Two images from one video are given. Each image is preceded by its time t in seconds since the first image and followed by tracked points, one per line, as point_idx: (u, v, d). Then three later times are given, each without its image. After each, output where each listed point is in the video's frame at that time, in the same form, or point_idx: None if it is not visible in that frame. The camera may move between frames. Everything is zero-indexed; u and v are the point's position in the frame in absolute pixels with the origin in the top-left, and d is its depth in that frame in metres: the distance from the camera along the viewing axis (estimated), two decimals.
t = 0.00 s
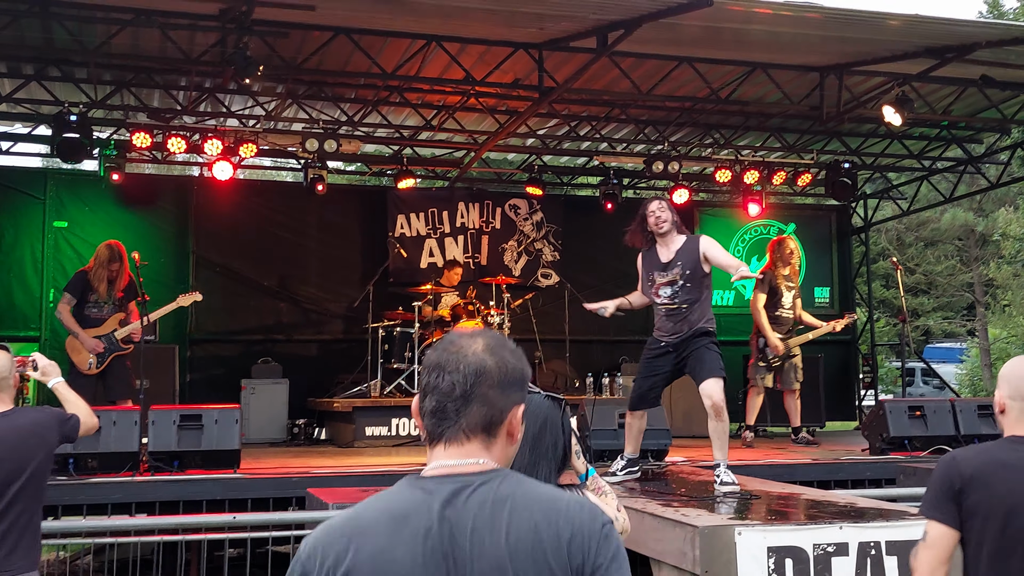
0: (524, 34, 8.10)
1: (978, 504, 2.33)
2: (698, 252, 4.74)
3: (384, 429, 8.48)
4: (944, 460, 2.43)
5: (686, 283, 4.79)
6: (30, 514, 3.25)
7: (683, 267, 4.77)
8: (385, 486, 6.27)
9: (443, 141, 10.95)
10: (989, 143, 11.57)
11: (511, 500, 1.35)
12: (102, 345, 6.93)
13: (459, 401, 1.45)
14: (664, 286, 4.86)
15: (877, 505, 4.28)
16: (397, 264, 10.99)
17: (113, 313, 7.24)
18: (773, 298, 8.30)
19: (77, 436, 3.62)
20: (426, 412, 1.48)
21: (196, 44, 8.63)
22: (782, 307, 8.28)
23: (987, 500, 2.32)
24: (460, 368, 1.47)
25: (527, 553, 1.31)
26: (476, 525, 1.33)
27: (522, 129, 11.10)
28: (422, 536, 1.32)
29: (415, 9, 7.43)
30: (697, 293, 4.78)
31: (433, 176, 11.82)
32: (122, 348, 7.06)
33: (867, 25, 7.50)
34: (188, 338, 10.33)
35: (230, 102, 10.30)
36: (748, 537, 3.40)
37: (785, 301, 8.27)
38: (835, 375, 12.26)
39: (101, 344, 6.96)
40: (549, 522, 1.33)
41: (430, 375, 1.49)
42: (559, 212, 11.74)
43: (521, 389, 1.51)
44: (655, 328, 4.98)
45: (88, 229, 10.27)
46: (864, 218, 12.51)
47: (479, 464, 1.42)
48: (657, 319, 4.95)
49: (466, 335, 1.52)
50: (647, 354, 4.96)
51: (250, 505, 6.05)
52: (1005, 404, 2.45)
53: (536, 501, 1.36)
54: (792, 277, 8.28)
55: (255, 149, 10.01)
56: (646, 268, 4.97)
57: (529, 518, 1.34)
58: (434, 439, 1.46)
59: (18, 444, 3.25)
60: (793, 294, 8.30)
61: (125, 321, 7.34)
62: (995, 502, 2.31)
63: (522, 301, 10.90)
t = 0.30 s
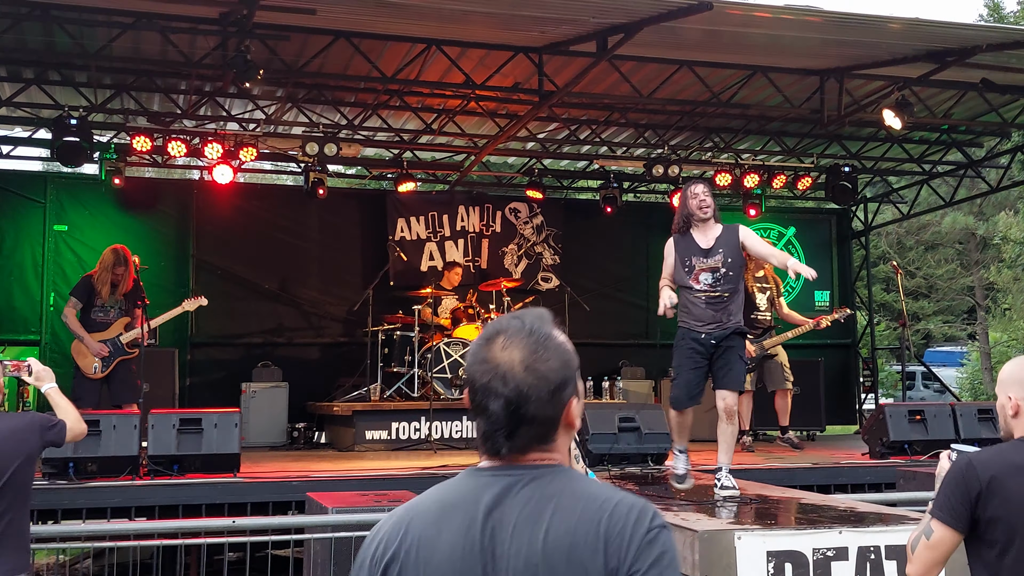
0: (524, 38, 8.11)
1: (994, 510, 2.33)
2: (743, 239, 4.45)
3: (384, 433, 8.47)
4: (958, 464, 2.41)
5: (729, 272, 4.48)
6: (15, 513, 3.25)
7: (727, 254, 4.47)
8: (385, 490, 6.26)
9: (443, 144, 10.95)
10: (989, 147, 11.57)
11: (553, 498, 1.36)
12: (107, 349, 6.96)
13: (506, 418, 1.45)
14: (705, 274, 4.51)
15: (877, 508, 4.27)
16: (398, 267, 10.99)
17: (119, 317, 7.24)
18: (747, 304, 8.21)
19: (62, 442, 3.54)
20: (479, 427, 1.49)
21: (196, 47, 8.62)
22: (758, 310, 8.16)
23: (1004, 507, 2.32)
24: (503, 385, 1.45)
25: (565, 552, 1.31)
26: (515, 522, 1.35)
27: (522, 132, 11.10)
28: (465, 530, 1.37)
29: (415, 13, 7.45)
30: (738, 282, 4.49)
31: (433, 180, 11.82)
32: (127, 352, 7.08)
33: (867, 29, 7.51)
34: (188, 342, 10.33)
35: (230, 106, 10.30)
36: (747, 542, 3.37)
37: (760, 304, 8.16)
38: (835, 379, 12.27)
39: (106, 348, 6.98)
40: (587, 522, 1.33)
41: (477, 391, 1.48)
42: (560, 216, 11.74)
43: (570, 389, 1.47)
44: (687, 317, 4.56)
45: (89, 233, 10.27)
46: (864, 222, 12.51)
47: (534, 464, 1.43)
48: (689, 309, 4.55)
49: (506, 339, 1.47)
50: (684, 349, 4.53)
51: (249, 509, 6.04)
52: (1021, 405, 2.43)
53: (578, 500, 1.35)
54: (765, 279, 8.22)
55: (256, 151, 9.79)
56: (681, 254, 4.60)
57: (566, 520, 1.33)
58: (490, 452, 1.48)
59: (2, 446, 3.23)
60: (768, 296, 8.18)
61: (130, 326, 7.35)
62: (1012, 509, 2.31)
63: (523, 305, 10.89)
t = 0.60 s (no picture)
0: (523, 42, 8.11)
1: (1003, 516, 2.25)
2: (763, 250, 4.51)
3: (382, 438, 8.46)
4: (966, 468, 2.31)
5: (750, 280, 4.44)
6: None
7: (749, 262, 4.45)
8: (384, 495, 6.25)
9: (442, 148, 10.95)
10: (987, 152, 11.57)
11: (674, 517, 1.25)
12: (116, 351, 6.96)
13: (629, 407, 1.39)
14: (731, 278, 4.39)
15: (875, 514, 4.27)
16: (396, 272, 11.00)
17: (129, 320, 7.24)
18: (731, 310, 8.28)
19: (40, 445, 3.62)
20: (595, 412, 1.41)
21: (195, 52, 8.64)
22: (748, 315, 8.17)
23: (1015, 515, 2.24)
24: (630, 369, 1.40)
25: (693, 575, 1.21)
26: (634, 541, 1.23)
27: (521, 137, 11.12)
28: (579, 546, 1.25)
29: (414, 18, 7.45)
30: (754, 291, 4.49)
31: (432, 184, 11.84)
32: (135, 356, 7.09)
33: (866, 34, 7.51)
34: (187, 346, 10.33)
35: (229, 111, 10.31)
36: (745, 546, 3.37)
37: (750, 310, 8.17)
38: (833, 383, 12.28)
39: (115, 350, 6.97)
40: (713, 545, 1.22)
41: (599, 375, 1.42)
42: (559, 221, 11.75)
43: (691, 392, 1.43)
44: (712, 324, 4.36)
45: (87, 237, 10.27)
46: (863, 226, 12.52)
47: (647, 475, 1.33)
48: (709, 316, 4.37)
49: (636, 336, 1.43)
50: (718, 360, 4.33)
51: (248, 514, 6.04)
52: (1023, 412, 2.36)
53: (703, 520, 1.25)
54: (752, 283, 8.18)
55: (254, 156, 9.91)
56: (705, 255, 4.40)
57: (693, 539, 1.23)
58: (603, 443, 1.39)
59: None
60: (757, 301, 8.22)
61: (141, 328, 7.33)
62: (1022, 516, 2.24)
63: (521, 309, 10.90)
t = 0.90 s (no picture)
0: (521, 47, 8.12)
1: (954, 511, 2.35)
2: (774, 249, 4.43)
3: (379, 442, 8.44)
4: (920, 465, 2.44)
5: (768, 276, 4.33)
6: None
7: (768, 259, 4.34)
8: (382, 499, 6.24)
9: (440, 153, 10.95)
10: (985, 157, 11.58)
11: (828, 532, 1.17)
12: (116, 351, 6.94)
13: (772, 443, 1.23)
14: (755, 272, 4.25)
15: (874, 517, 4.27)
16: (394, 276, 10.99)
17: (131, 321, 7.19)
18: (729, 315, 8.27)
19: (23, 450, 3.72)
20: (732, 453, 1.25)
21: (192, 56, 8.63)
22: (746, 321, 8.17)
23: (964, 510, 2.34)
24: (774, 406, 1.24)
25: None
26: (789, 552, 1.15)
27: (519, 141, 11.12)
28: (726, 553, 1.15)
29: (412, 22, 7.45)
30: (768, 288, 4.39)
31: (430, 189, 11.85)
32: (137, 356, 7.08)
33: (863, 39, 7.53)
34: (185, 350, 10.32)
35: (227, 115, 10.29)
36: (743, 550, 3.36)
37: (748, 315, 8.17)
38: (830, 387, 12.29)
39: (115, 350, 6.95)
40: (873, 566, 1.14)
41: (737, 412, 1.25)
42: (556, 225, 11.76)
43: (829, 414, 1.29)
44: (730, 320, 4.19)
45: (86, 241, 10.26)
46: (860, 231, 12.53)
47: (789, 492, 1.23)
48: (725, 311, 4.19)
49: (773, 356, 1.25)
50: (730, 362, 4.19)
51: (246, 518, 6.02)
52: (979, 413, 2.45)
53: (857, 537, 1.17)
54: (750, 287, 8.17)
55: (252, 159, 9.99)
56: (731, 245, 4.21)
57: (855, 559, 1.14)
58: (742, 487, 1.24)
59: None
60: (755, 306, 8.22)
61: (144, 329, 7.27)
62: (972, 511, 2.33)
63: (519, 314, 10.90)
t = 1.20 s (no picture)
0: (521, 50, 8.12)
1: (933, 510, 2.44)
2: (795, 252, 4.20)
3: (378, 445, 8.44)
4: (900, 465, 2.54)
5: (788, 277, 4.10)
6: None
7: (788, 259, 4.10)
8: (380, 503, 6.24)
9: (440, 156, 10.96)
10: (984, 160, 11.59)
11: (862, 557, 1.19)
12: (107, 354, 6.96)
13: (784, 446, 1.38)
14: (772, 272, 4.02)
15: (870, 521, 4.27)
16: (393, 278, 11.00)
17: (120, 322, 7.22)
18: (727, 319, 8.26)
19: (15, 451, 3.75)
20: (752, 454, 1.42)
21: (192, 58, 8.64)
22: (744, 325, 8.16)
23: (942, 508, 2.43)
24: (788, 410, 1.39)
25: None
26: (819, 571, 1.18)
27: (518, 144, 11.12)
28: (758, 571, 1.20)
29: (412, 25, 7.47)
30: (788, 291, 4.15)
31: (429, 191, 11.86)
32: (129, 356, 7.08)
33: (863, 42, 7.54)
34: (184, 352, 10.34)
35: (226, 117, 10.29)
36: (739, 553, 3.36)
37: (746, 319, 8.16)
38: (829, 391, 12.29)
39: (105, 352, 6.96)
40: None
41: (756, 417, 1.42)
42: (556, 228, 11.76)
43: (862, 434, 1.38)
44: (745, 324, 3.99)
45: (86, 243, 10.27)
46: (859, 234, 12.53)
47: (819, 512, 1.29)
48: (740, 314, 4.00)
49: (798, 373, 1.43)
50: (741, 366, 3.95)
51: (244, 520, 6.02)
52: (964, 412, 2.56)
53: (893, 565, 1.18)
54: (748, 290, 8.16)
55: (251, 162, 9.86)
56: (749, 244, 4.00)
57: None
58: (761, 484, 1.39)
59: None
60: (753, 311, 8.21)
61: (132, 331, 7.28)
62: (949, 509, 2.42)
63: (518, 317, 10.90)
